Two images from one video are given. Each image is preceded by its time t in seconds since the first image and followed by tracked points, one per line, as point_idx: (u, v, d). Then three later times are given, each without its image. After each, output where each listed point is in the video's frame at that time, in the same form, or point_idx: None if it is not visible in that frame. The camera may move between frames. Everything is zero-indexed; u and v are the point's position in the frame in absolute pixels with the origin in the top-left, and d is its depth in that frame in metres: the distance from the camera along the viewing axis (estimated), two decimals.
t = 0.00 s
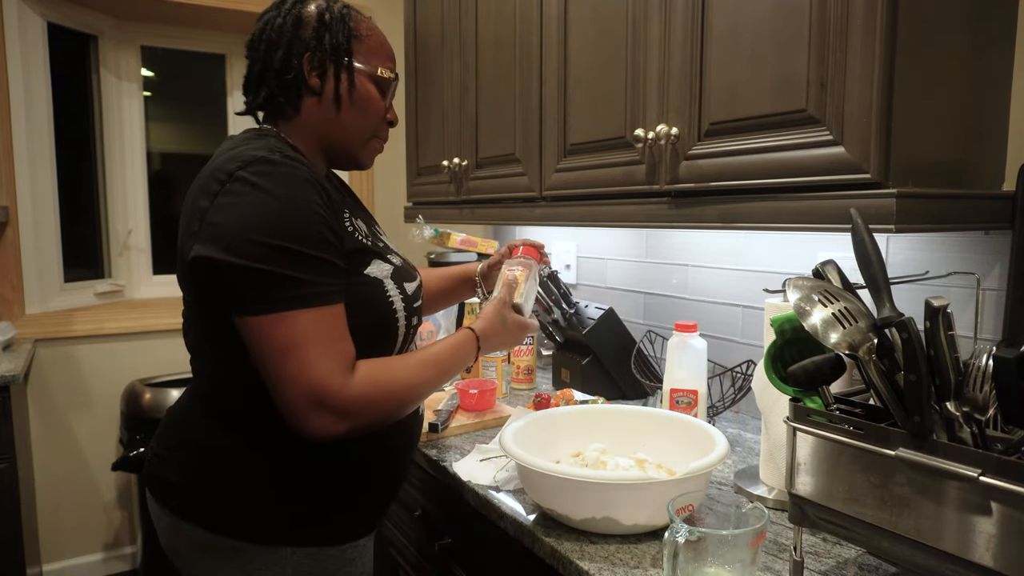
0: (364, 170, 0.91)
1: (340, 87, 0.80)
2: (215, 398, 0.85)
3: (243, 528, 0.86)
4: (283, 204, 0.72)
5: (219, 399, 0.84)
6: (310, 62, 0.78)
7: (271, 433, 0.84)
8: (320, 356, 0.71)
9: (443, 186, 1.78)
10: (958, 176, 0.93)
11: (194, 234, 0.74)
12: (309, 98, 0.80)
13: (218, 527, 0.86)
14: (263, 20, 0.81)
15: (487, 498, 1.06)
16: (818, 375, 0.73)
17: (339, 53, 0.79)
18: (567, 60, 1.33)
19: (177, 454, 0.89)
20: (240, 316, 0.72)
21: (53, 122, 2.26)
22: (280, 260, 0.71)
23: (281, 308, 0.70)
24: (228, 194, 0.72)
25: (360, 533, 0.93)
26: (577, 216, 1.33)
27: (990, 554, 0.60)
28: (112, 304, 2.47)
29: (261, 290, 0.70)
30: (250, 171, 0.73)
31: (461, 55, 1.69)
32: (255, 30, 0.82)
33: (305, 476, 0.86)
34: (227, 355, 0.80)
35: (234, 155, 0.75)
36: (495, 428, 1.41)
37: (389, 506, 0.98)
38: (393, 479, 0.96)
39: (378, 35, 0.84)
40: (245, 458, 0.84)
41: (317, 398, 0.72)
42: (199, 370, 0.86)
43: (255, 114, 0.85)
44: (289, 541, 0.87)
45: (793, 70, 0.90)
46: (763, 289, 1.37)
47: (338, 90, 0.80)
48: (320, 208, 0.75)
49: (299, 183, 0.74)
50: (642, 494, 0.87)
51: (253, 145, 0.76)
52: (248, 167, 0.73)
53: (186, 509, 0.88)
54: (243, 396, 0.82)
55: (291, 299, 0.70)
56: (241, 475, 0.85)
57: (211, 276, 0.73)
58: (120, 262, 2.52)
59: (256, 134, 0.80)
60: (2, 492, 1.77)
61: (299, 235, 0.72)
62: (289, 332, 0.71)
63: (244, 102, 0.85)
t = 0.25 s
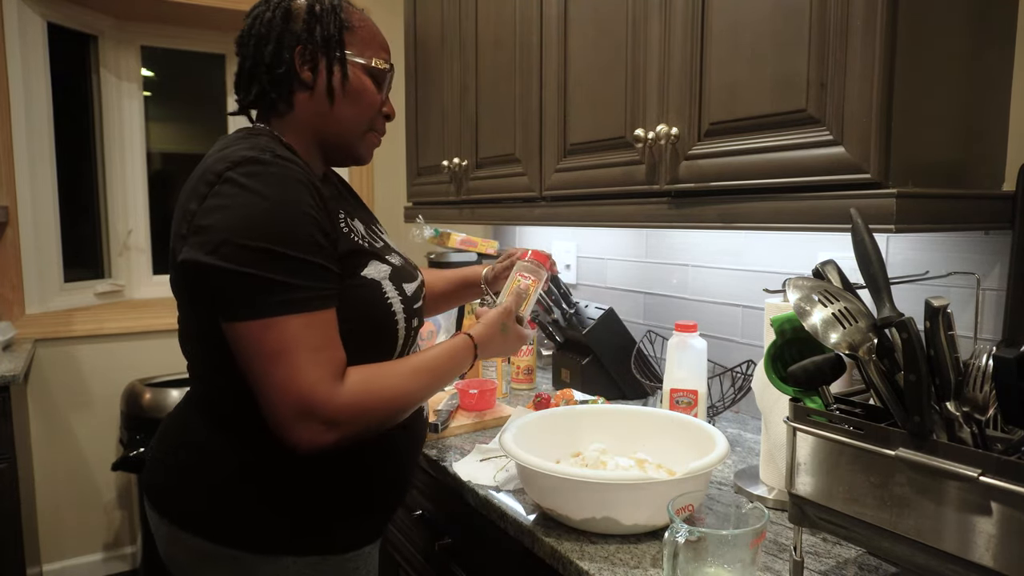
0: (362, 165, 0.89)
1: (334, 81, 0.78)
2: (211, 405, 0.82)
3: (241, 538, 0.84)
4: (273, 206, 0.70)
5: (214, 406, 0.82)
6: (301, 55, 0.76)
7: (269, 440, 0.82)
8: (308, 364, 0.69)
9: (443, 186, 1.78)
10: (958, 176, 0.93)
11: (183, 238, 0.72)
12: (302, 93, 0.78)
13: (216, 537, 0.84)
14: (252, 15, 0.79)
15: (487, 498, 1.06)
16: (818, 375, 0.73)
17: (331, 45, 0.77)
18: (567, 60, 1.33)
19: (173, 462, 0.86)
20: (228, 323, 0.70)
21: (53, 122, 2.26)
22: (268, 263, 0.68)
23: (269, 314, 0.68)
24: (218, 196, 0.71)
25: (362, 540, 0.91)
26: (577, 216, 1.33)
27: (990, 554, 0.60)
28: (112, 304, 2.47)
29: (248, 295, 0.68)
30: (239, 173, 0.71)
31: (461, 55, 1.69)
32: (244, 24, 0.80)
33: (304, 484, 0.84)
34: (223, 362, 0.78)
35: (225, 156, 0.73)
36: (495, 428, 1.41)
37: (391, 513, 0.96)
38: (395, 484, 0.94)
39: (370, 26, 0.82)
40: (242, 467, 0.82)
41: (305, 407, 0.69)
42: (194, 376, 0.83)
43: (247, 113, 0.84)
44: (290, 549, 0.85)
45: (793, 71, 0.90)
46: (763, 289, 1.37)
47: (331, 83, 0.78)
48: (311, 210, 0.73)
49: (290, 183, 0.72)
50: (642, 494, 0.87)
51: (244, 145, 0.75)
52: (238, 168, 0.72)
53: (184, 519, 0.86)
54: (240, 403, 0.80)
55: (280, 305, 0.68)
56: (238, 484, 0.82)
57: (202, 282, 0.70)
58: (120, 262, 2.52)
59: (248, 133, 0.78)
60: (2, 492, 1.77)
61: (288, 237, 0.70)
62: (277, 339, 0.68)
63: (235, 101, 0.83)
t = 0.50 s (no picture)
0: (354, 161, 0.88)
1: (321, 76, 0.77)
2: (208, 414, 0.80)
3: (240, 549, 0.82)
4: (259, 209, 0.67)
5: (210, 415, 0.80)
6: (287, 50, 0.75)
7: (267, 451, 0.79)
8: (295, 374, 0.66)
9: (443, 186, 1.78)
10: (958, 176, 0.93)
11: (171, 242, 0.70)
12: (289, 88, 0.78)
13: (215, 550, 0.82)
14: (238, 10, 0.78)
15: (486, 498, 1.07)
16: (818, 375, 0.73)
17: (318, 39, 0.76)
18: (567, 59, 1.33)
19: (171, 473, 0.85)
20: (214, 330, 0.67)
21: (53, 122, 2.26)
22: (256, 268, 0.66)
23: (257, 320, 0.66)
24: (205, 197, 0.69)
25: (367, 547, 0.89)
26: (577, 216, 1.33)
27: (990, 554, 0.60)
28: (112, 304, 2.47)
29: (235, 301, 0.65)
30: (228, 173, 0.69)
31: (461, 55, 1.69)
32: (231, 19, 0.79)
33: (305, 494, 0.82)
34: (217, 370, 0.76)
35: (213, 157, 0.72)
36: (495, 428, 1.41)
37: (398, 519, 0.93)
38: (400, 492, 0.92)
39: (360, 20, 0.81)
40: (239, 479, 0.80)
41: (290, 419, 0.67)
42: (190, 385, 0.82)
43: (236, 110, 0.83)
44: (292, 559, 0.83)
45: (794, 71, 0.90)
46: (763, 289, 1.37)
47: (318, 78, 0.77)
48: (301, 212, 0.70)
49: (278, 183, 0.70)
50: (643, 494, 0.87)
51: (235, 144, 0.73)
52: (227, 168, 0.70)
53: (183, 532, 0.84)
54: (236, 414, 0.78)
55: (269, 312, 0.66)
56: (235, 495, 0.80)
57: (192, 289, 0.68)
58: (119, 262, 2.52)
59: (239, 134, 0.77)
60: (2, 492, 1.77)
61: (276, 240, 0.67)
62: (265, 347, 0.66)
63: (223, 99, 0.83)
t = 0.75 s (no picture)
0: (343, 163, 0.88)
1: (312, 75, 0.77)
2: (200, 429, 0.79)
3: (239, 563, 0.81)
4: (239, 216, 0.66)
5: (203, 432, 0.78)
6: (276, 48, 0.75)
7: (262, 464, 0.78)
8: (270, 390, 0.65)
9: (443, 186, 1.78)
10: (958, 176, 0.93)
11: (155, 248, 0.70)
12: (277, 87, 0.77)
13: (213, 564, 0.81)
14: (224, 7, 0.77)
15: (486, 498, 1.07)
16: (818, 375, 0.73)
17: (308, 37, 0.76)
18: (567, 59, 1.33)
19: (167, 488, 0.84)
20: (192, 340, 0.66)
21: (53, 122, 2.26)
22: (234, 275, 0.65)
23: (233, 329, 0.64)
24: (186, 201, 0.68)
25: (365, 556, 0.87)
26: (577, 216, 1.33)
27: (990, 554, 0.60)
28: (112, 304, 2.47)
29: (212, 309, 0.64)
30: (209, 177, 0.68)
31: (461, 55, 1.69)
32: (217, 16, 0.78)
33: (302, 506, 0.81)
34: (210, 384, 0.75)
35: (196, 161, 0.71)
36: (495, 428, 1.41)
37: (398, 527, 0.92)
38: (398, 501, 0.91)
39: (352, 20, 0.81)
40: (233, 492, 0.79)
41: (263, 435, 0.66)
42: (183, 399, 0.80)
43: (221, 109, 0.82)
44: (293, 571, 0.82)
45: (794, 71, 0.90)
46: (763, 289, 1.37)
47: (309, 78, 0.77)
48: (284, 217, 0.69)
49: (259, 188, 0.69)
50: (642, 494, 0.87)
51: (219, 147, 0.72)
52: (208, 172, 0.69)
53: (179, 548, 0.83)
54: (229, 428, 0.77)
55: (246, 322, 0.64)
56: (229, 509, 0.79)
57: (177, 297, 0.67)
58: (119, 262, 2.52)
59: (226, 136, 0.76)
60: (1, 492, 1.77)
61: (257, 247, 0.66)
62: (242, 359, 0.64)
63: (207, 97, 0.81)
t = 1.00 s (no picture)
0: (343, 166, 0.88)
1: (316, 74, 0.77)
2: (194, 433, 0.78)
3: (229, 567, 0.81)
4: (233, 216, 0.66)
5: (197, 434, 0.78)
6: (281, 45, 0.75)
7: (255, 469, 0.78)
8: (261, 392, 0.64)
9: (443, 185, 1.78)
10: (958, 176, 0.93)
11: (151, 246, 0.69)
12: (280, 84, 0.77)
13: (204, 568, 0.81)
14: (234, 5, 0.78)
15: (486, 498, 1.07)
16: (818, 375, 0.73)
17: (314, 37, 0.76)
18: (567, 58, 1.33)
19: (157, 491, 0.83)
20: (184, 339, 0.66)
21: (53, 122, 2.26)
22: (230, 274, 0.65)
23: (226, 329, 0.64)
24: (185, 198, 0.68)
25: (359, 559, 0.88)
26: (577, 216, 1.33)
27: (990, 554, 0.60)
28: (112, 304, 2.47)
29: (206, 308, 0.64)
30: (210, 175, 0.68)
31: (461, 55, 1.69)
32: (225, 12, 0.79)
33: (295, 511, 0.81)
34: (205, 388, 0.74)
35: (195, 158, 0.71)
36: (495, 428, 1.41)
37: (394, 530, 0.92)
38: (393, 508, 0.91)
39: (359, 24, 0.82)
40: (226, 497, 0.78)
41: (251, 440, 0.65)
42: (178, 402, 0.80)
43: (224, 104, 0.82)
44: None
45: (793, 71, 0.90)
46: (763, 289, 1.37)
47: (312, 76, 0.77)
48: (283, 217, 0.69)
49: (255, 188, 0.68)
50: (641, 494, 0.87)
51: (220, 145, 0.72)
52: (208, 170, 0.69)
53: (168, 551, 0.82)
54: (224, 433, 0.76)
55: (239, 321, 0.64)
56: (223, 513, 0.79)
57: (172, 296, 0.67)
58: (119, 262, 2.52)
59: (226, 134, 0.76)
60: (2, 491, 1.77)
61: (254, 246, 0.66)
62: (235, 360, 0.64)
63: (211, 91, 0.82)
